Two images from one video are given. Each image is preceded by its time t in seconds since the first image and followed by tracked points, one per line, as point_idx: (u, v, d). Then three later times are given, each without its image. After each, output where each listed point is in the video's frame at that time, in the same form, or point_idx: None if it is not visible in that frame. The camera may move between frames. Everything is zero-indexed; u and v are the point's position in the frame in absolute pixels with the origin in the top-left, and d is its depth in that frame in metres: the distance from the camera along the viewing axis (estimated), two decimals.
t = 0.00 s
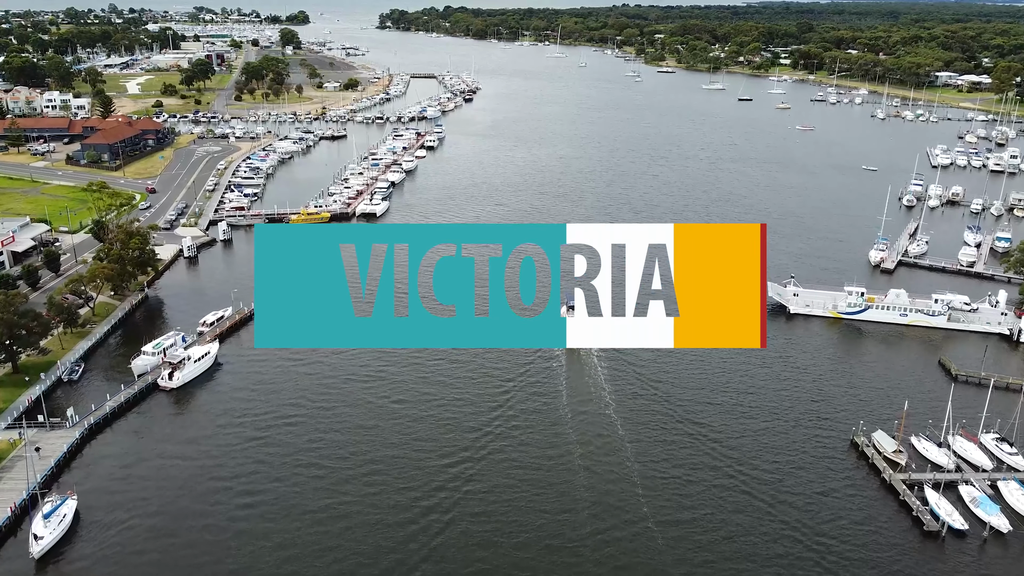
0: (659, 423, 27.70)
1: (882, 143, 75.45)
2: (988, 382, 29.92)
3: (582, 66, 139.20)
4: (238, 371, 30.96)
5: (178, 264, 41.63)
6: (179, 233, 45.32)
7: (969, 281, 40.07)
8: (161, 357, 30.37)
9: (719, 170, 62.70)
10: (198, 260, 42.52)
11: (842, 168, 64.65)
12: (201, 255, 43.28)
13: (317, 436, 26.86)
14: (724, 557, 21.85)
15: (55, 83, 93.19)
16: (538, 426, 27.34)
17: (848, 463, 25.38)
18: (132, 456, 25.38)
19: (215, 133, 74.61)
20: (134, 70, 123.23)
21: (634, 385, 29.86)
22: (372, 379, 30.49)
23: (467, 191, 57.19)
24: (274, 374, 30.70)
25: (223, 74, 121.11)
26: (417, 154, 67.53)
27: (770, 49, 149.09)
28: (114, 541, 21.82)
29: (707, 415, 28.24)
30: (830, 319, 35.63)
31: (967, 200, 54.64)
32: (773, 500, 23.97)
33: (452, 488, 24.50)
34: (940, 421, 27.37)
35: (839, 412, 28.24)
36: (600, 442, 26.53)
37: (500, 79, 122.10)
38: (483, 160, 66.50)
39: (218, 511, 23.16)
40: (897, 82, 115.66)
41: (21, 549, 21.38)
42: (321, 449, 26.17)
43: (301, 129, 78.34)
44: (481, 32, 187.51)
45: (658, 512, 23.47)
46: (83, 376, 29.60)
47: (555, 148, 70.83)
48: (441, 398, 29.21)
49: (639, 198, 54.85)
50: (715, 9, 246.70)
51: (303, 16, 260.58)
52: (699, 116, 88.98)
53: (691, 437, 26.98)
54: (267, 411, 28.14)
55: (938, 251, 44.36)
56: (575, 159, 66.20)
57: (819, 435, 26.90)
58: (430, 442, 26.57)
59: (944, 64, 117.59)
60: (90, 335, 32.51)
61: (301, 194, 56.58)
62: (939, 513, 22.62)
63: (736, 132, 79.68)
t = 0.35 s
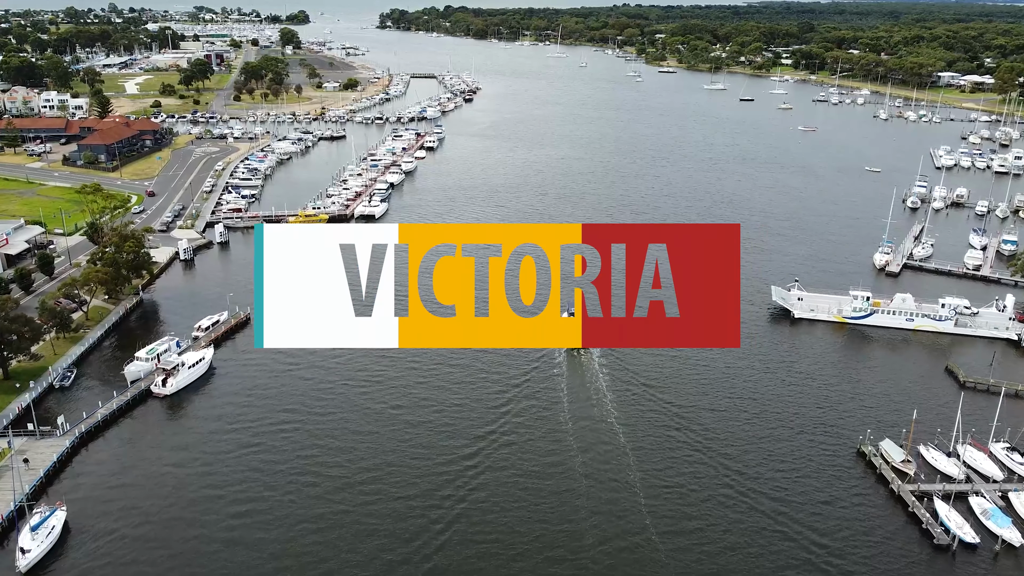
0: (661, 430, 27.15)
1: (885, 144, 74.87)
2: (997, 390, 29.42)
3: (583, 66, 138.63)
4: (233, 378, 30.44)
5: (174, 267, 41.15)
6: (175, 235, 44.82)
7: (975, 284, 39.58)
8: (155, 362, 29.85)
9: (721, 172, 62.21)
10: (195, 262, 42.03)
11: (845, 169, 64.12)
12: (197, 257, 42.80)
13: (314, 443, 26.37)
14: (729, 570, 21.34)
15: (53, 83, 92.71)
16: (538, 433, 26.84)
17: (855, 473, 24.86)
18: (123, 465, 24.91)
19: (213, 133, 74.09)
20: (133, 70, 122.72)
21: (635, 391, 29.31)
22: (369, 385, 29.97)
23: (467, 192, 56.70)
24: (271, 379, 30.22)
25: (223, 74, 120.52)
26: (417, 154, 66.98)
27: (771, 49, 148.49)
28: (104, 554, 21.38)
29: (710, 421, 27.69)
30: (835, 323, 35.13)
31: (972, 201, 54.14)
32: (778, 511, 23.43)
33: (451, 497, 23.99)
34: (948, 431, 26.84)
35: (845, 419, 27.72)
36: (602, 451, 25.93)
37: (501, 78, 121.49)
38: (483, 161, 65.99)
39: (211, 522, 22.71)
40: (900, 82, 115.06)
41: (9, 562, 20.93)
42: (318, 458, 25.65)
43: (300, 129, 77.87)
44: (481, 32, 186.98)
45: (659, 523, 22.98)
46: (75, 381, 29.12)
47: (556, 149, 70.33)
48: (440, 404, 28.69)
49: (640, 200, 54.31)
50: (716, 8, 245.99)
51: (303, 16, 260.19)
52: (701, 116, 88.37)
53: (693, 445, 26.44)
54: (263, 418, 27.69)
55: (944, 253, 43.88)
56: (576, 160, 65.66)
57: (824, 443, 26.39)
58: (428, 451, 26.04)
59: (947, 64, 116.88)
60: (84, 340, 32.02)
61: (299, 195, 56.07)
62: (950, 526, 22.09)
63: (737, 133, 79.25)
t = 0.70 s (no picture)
0: (664, 439, 26.61)
1: (889, 145, 74.25)
2: (1007, 398, 28.85)
3: (584, 66, 138.08)
4: (228, 385, 29.88)
5: (170, 270, 40.62)
6: (171, 238, 44.30)
7: (983, 289, 39.02)
8: (148, 369, 29.30)
9: (724, 173, 61.66)
10: (190, 266, 41.49)
11: (848, 170, 63.58)
12: (193, 260, 42.25)
13: (309, 452, 25.82)
14: None
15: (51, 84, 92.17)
16: (539, 442, 26.28)
17: (862, 484, 24.32)
18: (114, 475, 24.39)
19: (211, 134, 73.53)
20: (132, 70, 122.18)
21: (638, 399, 28.75)
22: (366, 393, 29.41)
23: (467, 193, 56.18)
24: (267, 386, 29.69)
25: (222, 74, 119.99)
26: (417, 155, 66.43)
27: (773, 49, 147.92)
28: (93, 567, 20.87)
29: (714, 430, 27.16)
30: (841, 329, 34.55)
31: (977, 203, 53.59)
32: (784, 524, 22.86)
33: (449, 509, 23.42)
34: (958, 441, 26.27)
35: (852, 428, 27.17)
36: (604, 463, 25.35)
37: (502, 79, 120.92)
38: (484, 162, 65.48)
39: (204, 534, 22.20)
40: (902, 82, 114.42)
41: None
42: (313, 468, 25.07)
43: (299, 130, 77.36)
44: (482, 32, 186.53)
45: (663, 536, 22.42)
46: (66, 389, 28.61)
47: (557, 149, 69.78)
48: (439, 412, 28.14)
49: (642, 202, 53.76)
50: (718, 8, 245.26)
51: (303, 15, 259.63)
52: (703, 117, 87.75)
53: (697, 455, 25.88)
54: (259, 426, 27.16)
55: (949, 257, 43.33)
56: (578, 161, 65.10)
57: (831, 454, 25.82)
58: (426, 461, 25.47)
59: (949, 64, 116.21)
60: (76, 346, 31.51)
61: (297, 197, 55.52)
62: (962, 540, 21.52)
63: (739, 133, 78.69)
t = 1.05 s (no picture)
0: (667, 448, 26.10)
1: (891, 145, 73.77)
2: (1016, 405, 28.37)
3: (584, 66, 137.60)
4: (224, 390, 29.41)
5: (166, 273, 40.14)
6: (168, 240, 43.84)
7: (989, 292, 38.56)
8: (141, 376, 28.85)
9: (725, 174, 61.19)
10: (186, 269, 40.98)
11: (851, 171, 63.11)
12: (189, 264, 41.76)
13: (305, 460, 25.35)
14: None
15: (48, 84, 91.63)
16: (539, 451, 25.79)
17: (869, 493, 23.85)
18: (105, 484, 23.94)
19: (210, 134, 73.04)
20: (131, 70, 121.70)
21: (639, 406, 28.25)
22: (364, 399, 28.94)
23: (467, 194, 55.70)
24: (263, 392, 29.22)
25: (221, 74, 119.47)
26: (417, 156, 65.95)
27: (774, 49, 147.42)
28: None
29: (718, 438, 26.66)
30: (845, 333, 34.05)
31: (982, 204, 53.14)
32: (789, 535, 22.35)
33: (448, 518, 22.93)
34: (966, 450, 25.80)
35: (858, 436, 26.68)
36: (605, 472, 24.81)
37: (502, 78, 120.41)
38: (484, 163, 65.03)
39: (197, 544, 21.75)
40: (904, 82, 113.87)
41: None
42: (309, 476, 24.61)
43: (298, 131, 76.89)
44: (482, 32, 186.08)
45: (666, 547, 21.91)
46: (58, 396, 28.17)
47: (557, 150, 69.31)
48: (438, 418, 27.67)
49: (643, 203, 53.31)
50: (718, 7, 244.67)
51: (303, 15, 258.99)
52: (704, 118, 87.20)
53: (700, 463, 25.37)
54: (254, 433, 26.69)
55: (955, 260, 42.85)
56: (578, 162, 64.64)
57: (836, 462, 25.32)
58: (424, 468, 25.00)
59: (951, 64, 115.66)
60: (69, 351, 31.04)
61: (296, 198, 55.01)
62: (973, 553, 21.03)
63: (741, 134, 78.20)
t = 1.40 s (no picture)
0: (670, 458, 25.51)
1: (894, 146, 73.23)
2: None
3: (584, 66, 137.06)
4: (218, 396, 28.91)
5: (161, 277, 39.61)
6: (164, 243, 43.30)
7: (996, 296, 38.06)
8: (134, 382, 28.32)
9: (727, 175, 60.66)
10: (182, 272, 40.46)
11: (854, 173, 62.52)
12: (185, 267, 41.24)
13: (300, 469, 24.82)
14: None
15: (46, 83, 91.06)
16: (539, 460, 25.23)
17: (877, 504, 23.34)
18: (95, 494, 23.42)
19: (208, 135, 72.48)
20: (130, 70, 121.13)
21: (642, 415, 27.66)
22: (361, 405, 28.41)
23: (467, 196, 55.17)
24: (259, 398, 28.69)
25: (220, 74, 118.95)
26: (416, 157, 65.42)
27: (775, 49, 146.87)
28: None
29: (722, 448, 26.05)
30: (851, 339, 33.52)
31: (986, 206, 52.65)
32: (794, 547, 21.85)
33: (447, 530, 22.37)
34: (976, 460, 25.27)
35: (864, 445, 26.16)
36: (606, 482, 24.27)
37: (503, 79, 119.86)
38: (484, 164, 64.48)
39: (189, 556, 21.24)
40: (906, 82, 113.26)
41: None
42: (305, 485, 24.10)
43: (297, 132, 76.32)
44: (483, 32, 185.48)
45: (669, 561, 21.36)
46: (49, 402, 27.66)
47: (558, 151, 68.80)
48: (437, 425, 27.15)
49: (645, 204, 52.77)
50: (719, 7, 244.05)
51: (303, 15, 258.53)
52: (706, 118, 86.56)
53: (704, 474, 24.82)
54: (249, 441, 26.19)
55: (961, 263, 42.33)
56: (579, 163, 64.10)
57: (842, 472, 24.81)
58: (422, 477, 24.49)
59: (954, 64, 115.06)
60: (62, 355, 30.53)
61: (294, 200, 54.44)
62: (986, 568, 20.49)
63: (743, 135, 77.67)
